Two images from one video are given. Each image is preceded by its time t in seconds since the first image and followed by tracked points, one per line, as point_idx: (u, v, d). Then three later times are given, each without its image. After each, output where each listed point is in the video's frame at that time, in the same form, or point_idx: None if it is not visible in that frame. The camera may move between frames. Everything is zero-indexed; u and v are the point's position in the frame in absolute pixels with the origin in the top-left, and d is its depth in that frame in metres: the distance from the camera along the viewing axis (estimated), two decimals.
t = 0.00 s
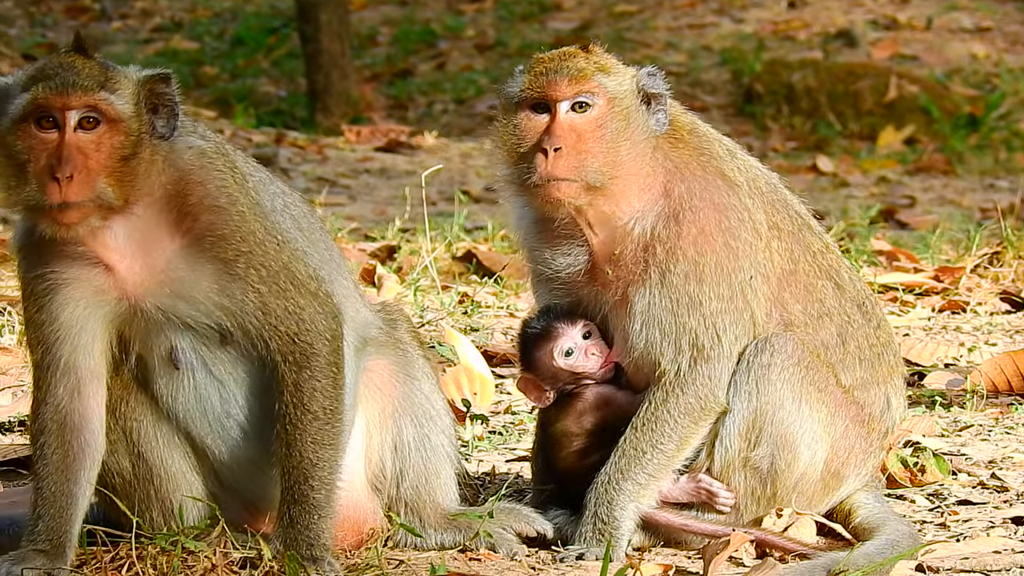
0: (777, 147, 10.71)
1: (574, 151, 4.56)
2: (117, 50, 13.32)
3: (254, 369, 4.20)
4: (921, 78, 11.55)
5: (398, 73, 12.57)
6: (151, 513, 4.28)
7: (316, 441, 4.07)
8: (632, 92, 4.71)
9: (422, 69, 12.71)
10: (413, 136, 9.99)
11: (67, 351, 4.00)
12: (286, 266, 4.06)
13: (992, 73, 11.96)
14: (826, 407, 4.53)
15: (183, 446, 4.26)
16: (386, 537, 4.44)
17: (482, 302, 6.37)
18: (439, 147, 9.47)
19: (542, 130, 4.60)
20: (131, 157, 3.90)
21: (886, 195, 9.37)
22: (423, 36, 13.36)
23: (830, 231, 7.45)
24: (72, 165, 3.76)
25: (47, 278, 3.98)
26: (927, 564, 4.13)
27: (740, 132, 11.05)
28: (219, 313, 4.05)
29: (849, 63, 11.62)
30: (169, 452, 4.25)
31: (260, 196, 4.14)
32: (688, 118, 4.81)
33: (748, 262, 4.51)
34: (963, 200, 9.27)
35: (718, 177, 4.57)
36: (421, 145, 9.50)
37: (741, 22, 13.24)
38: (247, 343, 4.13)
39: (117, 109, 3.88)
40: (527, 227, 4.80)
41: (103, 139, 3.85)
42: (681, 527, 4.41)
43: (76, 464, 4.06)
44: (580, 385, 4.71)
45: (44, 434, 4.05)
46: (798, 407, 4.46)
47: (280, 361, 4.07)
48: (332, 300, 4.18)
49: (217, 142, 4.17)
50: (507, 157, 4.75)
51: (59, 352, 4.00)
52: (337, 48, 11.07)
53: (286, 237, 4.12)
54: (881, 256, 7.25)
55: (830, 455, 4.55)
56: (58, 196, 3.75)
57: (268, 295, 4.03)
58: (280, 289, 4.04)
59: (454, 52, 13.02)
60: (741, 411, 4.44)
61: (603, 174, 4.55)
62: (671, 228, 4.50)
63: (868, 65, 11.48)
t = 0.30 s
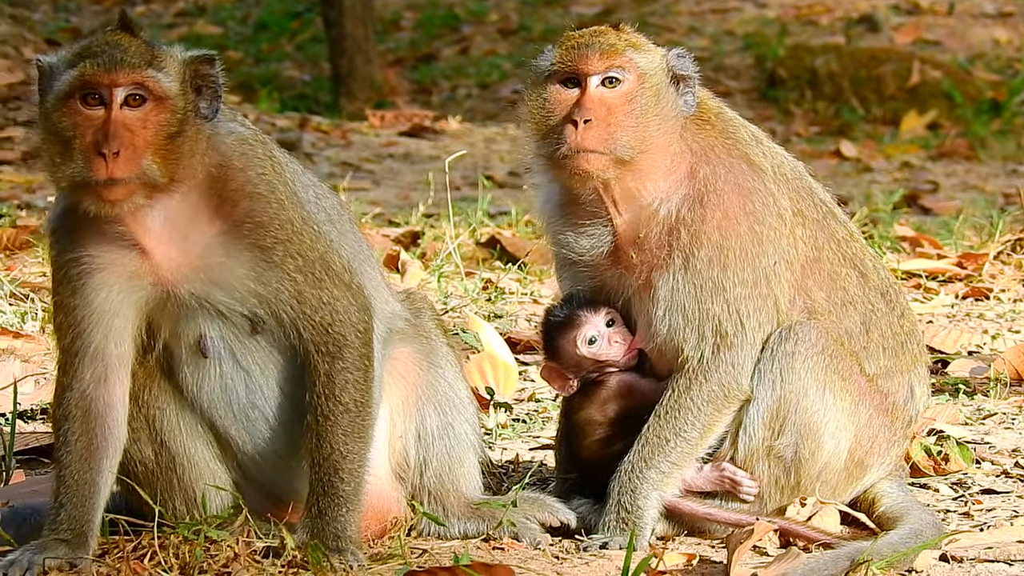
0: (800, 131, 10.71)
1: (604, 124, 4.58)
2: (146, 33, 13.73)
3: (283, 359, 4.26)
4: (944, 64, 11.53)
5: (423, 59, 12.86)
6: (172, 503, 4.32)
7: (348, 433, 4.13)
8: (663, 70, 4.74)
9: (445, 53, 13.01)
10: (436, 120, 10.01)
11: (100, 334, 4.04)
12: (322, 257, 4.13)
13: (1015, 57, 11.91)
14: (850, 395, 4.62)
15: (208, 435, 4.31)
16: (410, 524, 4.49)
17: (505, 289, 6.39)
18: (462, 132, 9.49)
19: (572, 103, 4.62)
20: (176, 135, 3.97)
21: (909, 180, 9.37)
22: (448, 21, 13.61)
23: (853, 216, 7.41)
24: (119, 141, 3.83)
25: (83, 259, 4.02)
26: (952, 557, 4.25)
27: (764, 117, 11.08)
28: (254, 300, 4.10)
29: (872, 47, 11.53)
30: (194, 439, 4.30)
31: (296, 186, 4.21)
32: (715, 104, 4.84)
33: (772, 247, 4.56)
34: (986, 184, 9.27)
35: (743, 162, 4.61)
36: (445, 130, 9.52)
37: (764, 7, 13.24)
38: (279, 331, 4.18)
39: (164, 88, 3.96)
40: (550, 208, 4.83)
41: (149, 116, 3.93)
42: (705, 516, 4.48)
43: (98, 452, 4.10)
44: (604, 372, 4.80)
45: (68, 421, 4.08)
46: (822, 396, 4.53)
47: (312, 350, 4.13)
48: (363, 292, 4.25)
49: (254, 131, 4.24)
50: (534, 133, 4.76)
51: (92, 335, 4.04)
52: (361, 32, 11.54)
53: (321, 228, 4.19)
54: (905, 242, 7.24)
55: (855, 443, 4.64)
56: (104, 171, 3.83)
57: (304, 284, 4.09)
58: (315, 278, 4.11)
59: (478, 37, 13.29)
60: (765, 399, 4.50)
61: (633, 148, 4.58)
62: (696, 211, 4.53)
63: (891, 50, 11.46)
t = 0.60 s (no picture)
0: (786, 145, 12.18)
1: (608, 131, 5.00)
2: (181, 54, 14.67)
3: (313, 357, 4.49)
4: (918, 83, 13.16)
5: (440, 78, 14.30)
6: (206, 486, 4.50)
7: (371, 423, 4.35)
8: (664, 84, 5.15)
9: (460, 74, 14.43)
10: (453, 135, 10.62)
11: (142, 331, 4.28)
12: (350, 261, 4.36)
13: (983, 78, 13.40)
14: (830, 387, 5.01)
15: (240, 427, 4.53)
16: (425, 506, 4.69)
17: (514, 289, 6.89)
18: (476, 146, 10.09)
19: (579, 112, 5.05)
20: (210, 148, 4.24)
21: (885, 190, 10.49)
22: (463, 45, 15.10)
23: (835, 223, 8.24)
24: (156, 153, 4.12)
25: (128, 262, 4.28)
26: (924, 533, 4.44)
27: (754, 132, 12.57)
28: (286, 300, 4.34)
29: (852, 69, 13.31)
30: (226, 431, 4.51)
31: (326, 195, 4.46)
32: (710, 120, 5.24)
33: (759, 250, 4.92)
34: (955, 195, 10.38)
35: (734, 171, 5.00)
36: (460, 144, 10.11)
37: (752, 31, 14.68)
38: (309, 329, 4.41)
39: (198, 104, 4.24)
40: (556, 210, 5.18)
41: (184, 130, 4.21)
42: (696, 498, 4.80)
43: (138, 440, 4.30)
44: (603, 365, 5.10)
45: (110, 409, 4.28)
46: (803, 387, 4.92)
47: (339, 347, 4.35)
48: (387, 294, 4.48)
49: (287, 145, 4.51)
50: (543, 140, 5.16)
51: (134, 331, 4.28)
52: (382, 55, 12.64)
53: (349, 235, 4.42)
54: (882, 246, 8.02)
55: (834, 431, 5.01)
56: (141, 182, 4.11)
57: (332, 285, 4.32)
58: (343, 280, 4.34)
59: (490, 59, 14.75)
60: (751, 389, 4.86)
61: (634, 153, 4.98)
62: (690, 215, 4.90)
63: (869, 72, 13.25)
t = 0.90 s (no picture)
0: (793, 148, 12.24)
1: (618, 130, 4.96)
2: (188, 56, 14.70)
3: (320, 360, 4.51)
4: (925, 86, 13.13)
5: (447, 80, 14.34)
6: (214, 489, 4.55)
7: (378, 425, 4.36)
8: (674, 84, 5.13)
9: (467, 76, 14.46)
10: (459, 137, 10.65)
11: (150, 333, 4.29)
12: (357, 264, 4.39)
13: (989, 82, 13.40)
14: (837, 390, 4.98)
15: (246, 429, 4.55)
16: (432, 508, 4.71)
17: (522, 292, 6.91)
18: (483, 148, 10.14)
19: (589, 111, 5.01)
20: (216, 149, 4.24)
21: (892, 194, 10.46)
22: (470, 47, 15.13)
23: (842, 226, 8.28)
24: (160, 154, 4.10)
25: (135, 264, 4.29)
26: (931, 537, 4.44)
27: (760, 135, 12.62)
28: (293, 303, 4.35)
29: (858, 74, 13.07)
30: (233, 433, 4.53)
31: (333, 198, 4.47)
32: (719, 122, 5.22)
33: (767, 253, 4.91)
34: (962, 199, 10.40)
35: (742, 174, 4.98)
36: (466, 147, 10.14)
37: (759, 34, 14.69)
38: (316, 332, 4.43)
39: (204, 105, 4.22)
40: (564, 213, 5.19)
41: (190, 131, 4.19)
42: (703, 501, 4.78)
43: (146, 442, 4.31)
44: (611, 368, 5.13)
45: (118, 411, 4.29)
46: (812, 390, 4.88)
47: (347, 350, 4.37)
48: (394, 297, 4.49)
49: (294, 148, 4.52)
50: (554, 140, 5.15)
51: (141, 333, 4.28)
52: (389, 58, 12.70)
53: (355, 238, 4.44)
54: (888, 250, 8.05)
55: (841, 434, 4.98)
56: (146, 182, 4.08)
57: (339, 288, 4.34)
58: (350, 283, 4.36)
59: (497, 61, 14.80)
60: (759, 393, 4.84)
61: (644, 153, 4.95)
62: (698, 217, 4.89)
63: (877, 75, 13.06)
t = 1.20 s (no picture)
0: (796, 151, 12.26)
1: (657, 122, 4.91)
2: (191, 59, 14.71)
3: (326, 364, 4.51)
4: (927, 88, 13.15)
5: (450, 83, 14.35)
6: (217, 492, 4.55)
7: (382, 430, 4.36)
8: (712, 76, 5.08)
9: (470, 78, 14.47)
10: (461, 140, 10.66)
11: (155, 335, 4.29)
12: (364, 270, 4.39)
13: (992, 84, 13.40)
14: (841, 394, 4.95)
15: (250, 432, 4.55)
16: (434, 511, 4.71)
17: (524, 295, 6.91)
18: (485, 151, 10.16)
19: (627, 102, 4.94)
20: (216, 150, 4.23)
21: (895, 196, 10.45)
22: (472, 49, 15.15)
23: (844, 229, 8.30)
24: (159, 155, 4.10)
25: (141, 266, 4.29)
26: (933, 541, 4.43)
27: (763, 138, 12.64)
28: (299, 307, 4.35)
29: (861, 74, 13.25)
30: (237, 436, 4.53)
31: (340, 203, 4.47)
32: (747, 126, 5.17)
33: (786, 264, 4.87)
34: (965, 201, 10.40)
35: (768, 183, 4.92)
36: (468, 149, 10.15)
37: (761, 36, 14.70)
38: (322, 336, 4.43)
39: (205, 106, 4.22)
40: (580, 205, 5.12)
41: (191, 132, 4.19)
42: (707, 505, 4.78)
43: (149, 446, 4.31)
44: (617, 370, 5.08)
45: (122, 415, 4.29)
46: (815, 395, 4.86)
47: (352, 354, 4.37)
48: (399, 302, 4.49)
49: (302, 152, 4.52)
50: (590, 129, 5.09)
51: (146, 336, 4.28)
52: (391, 59, 12.73)
53: (362, 243, 4.44)
54: (890, 253, 8.07)
55: (844, 438, 4.97)
56: (145, 183, 4.08)
57: (346, 293, 4.34)
58: (356, 288, 4.36)
59: (500, 63, 14.82)
60: (763, 398, 4.81)
61: (683, 144, 4.91)
62: (724, 222, 4.84)
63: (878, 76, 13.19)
